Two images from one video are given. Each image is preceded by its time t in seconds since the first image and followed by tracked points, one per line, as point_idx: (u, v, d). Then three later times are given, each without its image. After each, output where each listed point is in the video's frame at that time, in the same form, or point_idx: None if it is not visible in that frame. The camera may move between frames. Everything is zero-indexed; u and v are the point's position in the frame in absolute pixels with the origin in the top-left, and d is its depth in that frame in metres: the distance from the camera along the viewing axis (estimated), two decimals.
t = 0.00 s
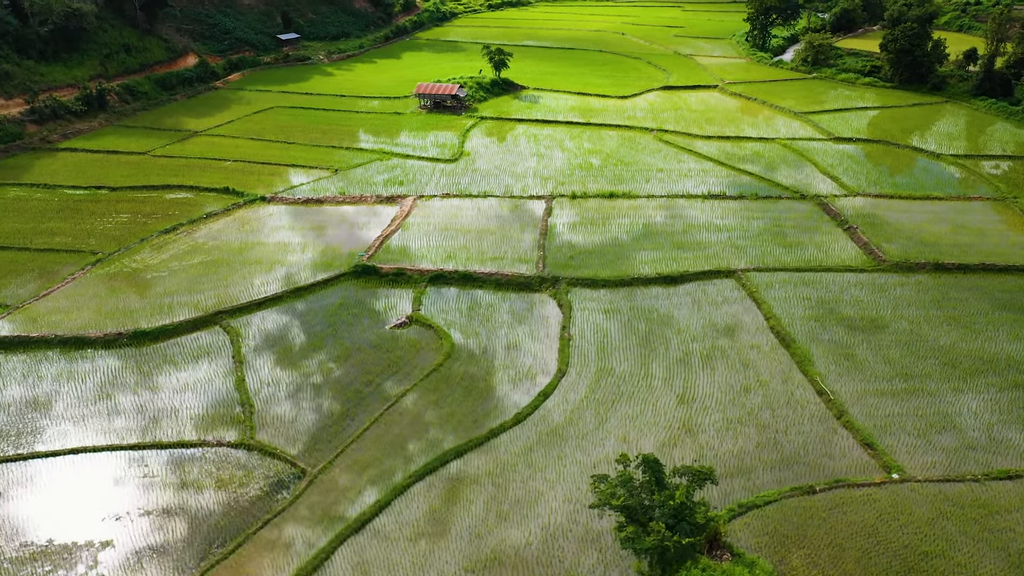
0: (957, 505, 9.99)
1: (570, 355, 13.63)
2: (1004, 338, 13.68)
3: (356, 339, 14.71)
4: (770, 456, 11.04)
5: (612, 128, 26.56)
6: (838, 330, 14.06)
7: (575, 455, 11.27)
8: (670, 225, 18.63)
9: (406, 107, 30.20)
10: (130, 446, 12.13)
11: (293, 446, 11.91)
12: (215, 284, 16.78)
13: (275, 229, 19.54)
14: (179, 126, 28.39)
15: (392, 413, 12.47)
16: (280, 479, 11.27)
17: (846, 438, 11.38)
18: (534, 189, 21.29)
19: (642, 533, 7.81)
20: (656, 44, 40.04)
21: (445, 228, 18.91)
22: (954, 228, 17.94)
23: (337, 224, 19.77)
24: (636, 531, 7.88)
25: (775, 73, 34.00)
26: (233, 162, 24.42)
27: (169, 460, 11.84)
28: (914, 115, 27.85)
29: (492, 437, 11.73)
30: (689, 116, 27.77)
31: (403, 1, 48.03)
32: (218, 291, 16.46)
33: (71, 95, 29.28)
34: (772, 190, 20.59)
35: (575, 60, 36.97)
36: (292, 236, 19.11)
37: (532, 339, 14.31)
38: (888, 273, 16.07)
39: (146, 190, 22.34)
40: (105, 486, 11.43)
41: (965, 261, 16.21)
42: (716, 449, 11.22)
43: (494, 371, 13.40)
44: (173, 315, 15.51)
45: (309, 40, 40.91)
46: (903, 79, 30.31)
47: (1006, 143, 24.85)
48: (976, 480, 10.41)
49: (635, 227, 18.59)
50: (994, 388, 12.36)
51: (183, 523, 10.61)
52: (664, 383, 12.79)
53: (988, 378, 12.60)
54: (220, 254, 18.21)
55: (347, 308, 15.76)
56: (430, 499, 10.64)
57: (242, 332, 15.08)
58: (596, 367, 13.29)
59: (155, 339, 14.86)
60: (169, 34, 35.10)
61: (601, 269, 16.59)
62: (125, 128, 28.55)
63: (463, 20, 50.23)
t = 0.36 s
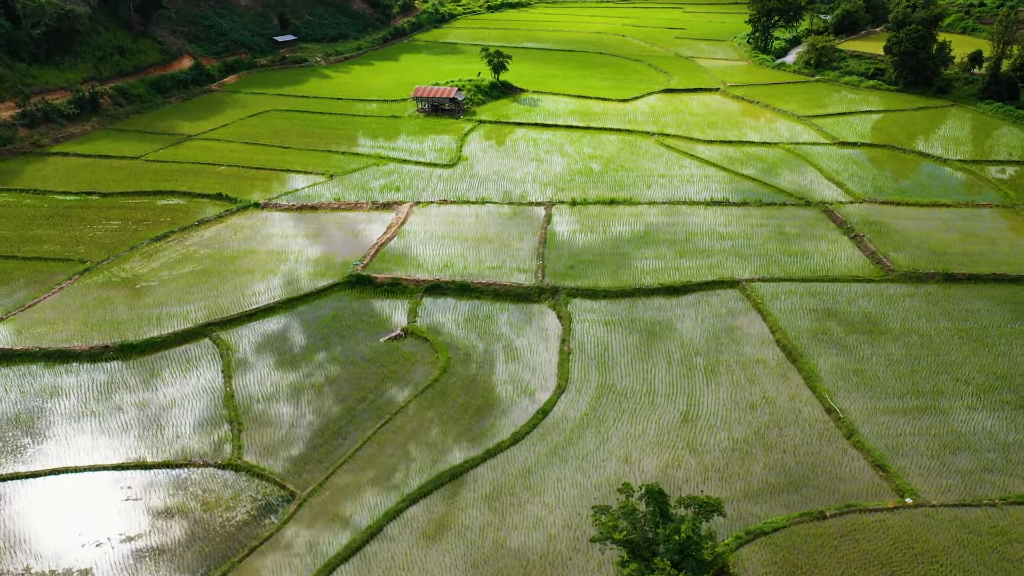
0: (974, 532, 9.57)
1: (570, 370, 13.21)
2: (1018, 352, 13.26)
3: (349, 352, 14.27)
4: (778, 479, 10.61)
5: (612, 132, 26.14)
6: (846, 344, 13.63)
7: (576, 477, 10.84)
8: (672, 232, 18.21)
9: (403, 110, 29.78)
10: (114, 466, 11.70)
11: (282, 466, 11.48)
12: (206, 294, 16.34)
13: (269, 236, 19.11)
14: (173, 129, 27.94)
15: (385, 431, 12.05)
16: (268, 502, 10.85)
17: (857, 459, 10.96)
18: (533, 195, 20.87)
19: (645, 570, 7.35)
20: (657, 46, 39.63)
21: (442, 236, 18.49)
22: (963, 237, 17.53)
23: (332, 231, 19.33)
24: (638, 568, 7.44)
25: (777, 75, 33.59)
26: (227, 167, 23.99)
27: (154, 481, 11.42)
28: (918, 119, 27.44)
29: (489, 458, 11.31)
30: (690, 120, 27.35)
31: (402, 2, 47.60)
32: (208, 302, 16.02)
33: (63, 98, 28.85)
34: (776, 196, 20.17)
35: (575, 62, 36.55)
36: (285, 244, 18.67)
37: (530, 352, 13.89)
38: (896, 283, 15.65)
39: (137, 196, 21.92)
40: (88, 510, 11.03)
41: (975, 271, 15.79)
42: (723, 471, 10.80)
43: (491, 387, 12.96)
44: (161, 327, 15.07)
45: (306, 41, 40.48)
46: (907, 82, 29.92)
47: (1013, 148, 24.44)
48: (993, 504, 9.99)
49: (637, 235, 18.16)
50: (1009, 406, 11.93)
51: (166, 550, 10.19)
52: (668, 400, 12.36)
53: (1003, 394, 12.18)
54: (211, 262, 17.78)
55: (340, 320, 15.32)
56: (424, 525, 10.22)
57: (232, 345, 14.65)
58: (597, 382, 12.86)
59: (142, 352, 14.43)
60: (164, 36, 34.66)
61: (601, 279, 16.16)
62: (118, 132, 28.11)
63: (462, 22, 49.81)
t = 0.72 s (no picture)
0: (991, 561, 9.16)
1: (569, 386, 12.80)
2: None
3: (342, 366, 13.85)
4: (785, 503, 10.20)
5: (612, 136, 25.74)
6: (854, 359, 13.21)
7: (575, 501, 10.43)
8: (673, 241, 17.80)
9: (401, 114, 29.38)
10: (95, 488, 11.29)
11: (270, 488, 11.08)
12: (196, 305, 15.92)
13: (261, 244, 18.69)
14: (166, 133, 27.51)
15: (378, 451, 11.63)
16: (255, 527, 10.44)
17: (868, 482, 10.54)
18: (532, 201, 20.47)
19: None
20: (657, 48, 39.23)
21: (438, 245, 18.07)
22: (972, 245, 17.12)
23: (327, 239, 18.90)
24: None
25: (779, 78, 33.20)
26: (220, 172, 23.57)
27: (137, 503, 11.01)
28: (923, 122, 27.02)
29: (485, 480, 10.90)
30: (692, 124, 26.96)
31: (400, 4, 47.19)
32: (198, 313, 15.62)
33: (56, 101, 28.44)
34: (779, 203, 19.77)
35: (575, 65, 36.15)
36: (278, 252, 18.26)
37: (529, 367, 13.47)
38: (904, 294, 15.24)
39: (128, 202, 21.51)
40: (68, 534, 10.63)
41: (985, 282, 15.38)
42: (728, 495, 10.39)
43: (488, 403, 12.54)
44: (149, 340, 14.67)
45: (303, 43, 40.08)
46: (912, 86, 29.51)
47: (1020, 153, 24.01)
48: (1012, 531, 9.56)
49: (638, 243, 17.75)
50: None
51: None
52: (670, 418, 11.95)
53: (1018, 413, 11.75)
54: (202, 271, 17.37)
55: (334, 332, 14.92)
56: (417, 552, 9.82)
57: (221, 358, 14.24)
58: (598, 399, 12.45)
59: (129, 366, 14.03)
60: (159, 38, 34.24)
61: (602, 289, 15.74)
62: (110, 135, 27.69)
63: (461, 23, 49.43)
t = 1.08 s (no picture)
0: None
1: (569, 405, 12.32)
2: None
3: (333, 383, 13.39)
4: (795, 533, 9.74)
5: (613, 141, 25.28)
6: (864, 376, 12.74)
7: (575, 532, 9.96)
8: (675, 251, 17.33)
9: (398, 118, 28.90)
10: (74, 514, 10.85)
11: (257, 516, 10.63)
12: (183, 318, 15.45)
13: (253, 253, 18.22)
14: (159, 138, 27.04)
15: (369, 477, 11.16)
16: (240, 559, 10.01)
17: (881, 510, 10.08)
18: (531, 209, 20.01)
19: None
20: (658, 50, 38.76)
21: (434, 255, 17.60)
22: (983, 256, 16.64)
23: (320, 248, 18.42)
24: None
25: (782, 81, 32.74)
26: (213, 178, 23.10)
27: (116, 532, 10.56)
28: (929, 127, 26.56)
29: (481, 508, 10.43)
30: (694, 129, 26.49)
31: (398, 5, 46.73)
32: (186, 327, 15.15)
33: (47, 105, 27.97)
34: (784, 211, 19.31)
35: (575, 67, 35.68)
36: (270, 262, 17.79)
37: (526, 385, 13.00)
38: (914, 308, 14.77)
39: (118, 209, 21.05)
40: (44, 565, 10.18)
41: (998, 295, 14.92)
42: (735, 525, 9.92)
43: (485, 424, 12.06)
44: (134, 355, 14.21)
45: (300, 46, 39.62)
46: (917, 89, 29.04)
47: None
48: None
49: (639, 253, 17.29)
50: None
51: None
52: (674, 440, 11.48)
53: None
54: (191, 282, 16.88)
55: (325, 346, 14.47)
56: None
57: (208, 375, 13.78)
58: (598, 420, 11.98)
59: (113, 384, 13.58)
60: (153, 40, 33.77)
61: (602, 302, 15.28)
62: (102, 140, 27.21)
63: (460, 25, 48.96)
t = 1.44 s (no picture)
0: None
1: (568, 427, 11.83)
2: None
3: (322, 402, 12.90)
4: (806, 568, 9.25)
5: (613, 147, 24.79)
6: (875, 396, 12.26)
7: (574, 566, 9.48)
8: (678, 262, 16.85)
9: (395, 122, 28.42)
10: (48, 544, 10.38)
11: (240, 548, 10.15)
12: (169, 332, 14.94)
13: (244, 264, 17.72)
14: (151, 142, 26.52)
15: (359, 506, 10.67)
16: None
17: (896, 543, 9.59)
18: (529, 217, 19.53)
19: None
20: (659, 53, 38.29)
21: (430, 266, 17.11)
22: (994, 268, 16.17)
23: (313, 258, 17.92)
24: None
25: (785, 85, 32.26)
26: (205, 184, 22.61)
27: (92, 564, 10.09)
28: (935, 132, 26.08)
29: (476, 539, 9.95)
30: (695, 134, 26.01)
31: (396, 7, 46.22)
32: (171, 342, 14.65)
33: (37, 109, 27.47)
34: (789, 220, 18.84)
35: (574, 70, 35.21)
36: (261, 273, 17.29)
37: (524, 404, 12.50)
38: (925, 323, 14.30)
39: (106, 217, 20.55)
40: None
41: (1011, 309, 14.44)
42: (743, 559, 9.44)
43: (481, 448, 11.57)
44: (118, 372, 13.73)
45: (296, 48, 39.14)
46: (922, 93, 28.58)
47: None
48: None
49: (641, 265, 16.80)
50: None
51: None
52: (678, 465, 10.98)
53: None
54: (179, 295, 16.38)
55: (315, 363, 13.98)
56: None
57: (193, 393, 13.29)
58: (598, 443, 11.49)
59: (95, 404, 13.12)
60: (146, 42, 33.27)
61: (603, 316, 14.78)
62: (93, 145, 26.72)
63: (458, 27, 48.48)
